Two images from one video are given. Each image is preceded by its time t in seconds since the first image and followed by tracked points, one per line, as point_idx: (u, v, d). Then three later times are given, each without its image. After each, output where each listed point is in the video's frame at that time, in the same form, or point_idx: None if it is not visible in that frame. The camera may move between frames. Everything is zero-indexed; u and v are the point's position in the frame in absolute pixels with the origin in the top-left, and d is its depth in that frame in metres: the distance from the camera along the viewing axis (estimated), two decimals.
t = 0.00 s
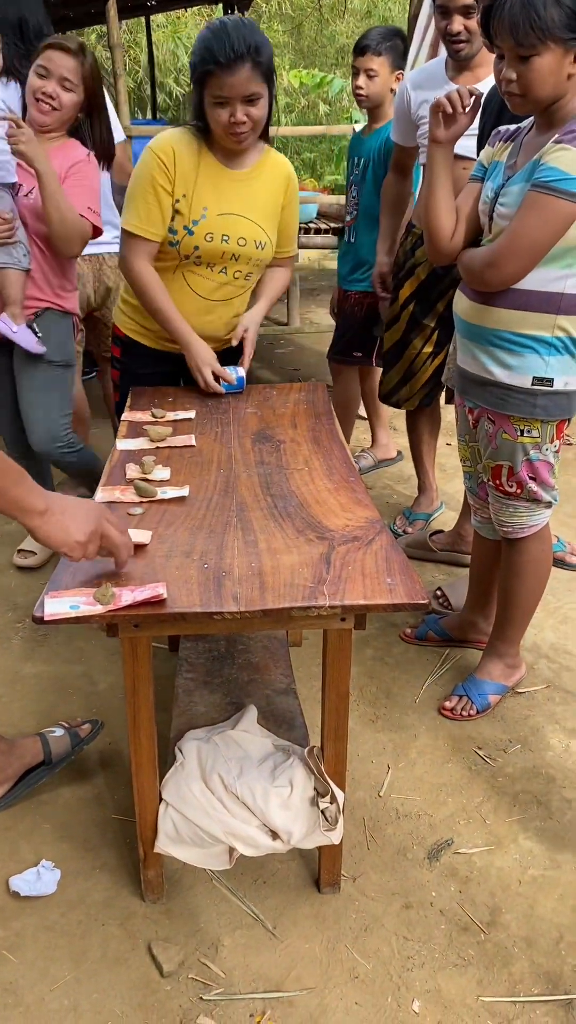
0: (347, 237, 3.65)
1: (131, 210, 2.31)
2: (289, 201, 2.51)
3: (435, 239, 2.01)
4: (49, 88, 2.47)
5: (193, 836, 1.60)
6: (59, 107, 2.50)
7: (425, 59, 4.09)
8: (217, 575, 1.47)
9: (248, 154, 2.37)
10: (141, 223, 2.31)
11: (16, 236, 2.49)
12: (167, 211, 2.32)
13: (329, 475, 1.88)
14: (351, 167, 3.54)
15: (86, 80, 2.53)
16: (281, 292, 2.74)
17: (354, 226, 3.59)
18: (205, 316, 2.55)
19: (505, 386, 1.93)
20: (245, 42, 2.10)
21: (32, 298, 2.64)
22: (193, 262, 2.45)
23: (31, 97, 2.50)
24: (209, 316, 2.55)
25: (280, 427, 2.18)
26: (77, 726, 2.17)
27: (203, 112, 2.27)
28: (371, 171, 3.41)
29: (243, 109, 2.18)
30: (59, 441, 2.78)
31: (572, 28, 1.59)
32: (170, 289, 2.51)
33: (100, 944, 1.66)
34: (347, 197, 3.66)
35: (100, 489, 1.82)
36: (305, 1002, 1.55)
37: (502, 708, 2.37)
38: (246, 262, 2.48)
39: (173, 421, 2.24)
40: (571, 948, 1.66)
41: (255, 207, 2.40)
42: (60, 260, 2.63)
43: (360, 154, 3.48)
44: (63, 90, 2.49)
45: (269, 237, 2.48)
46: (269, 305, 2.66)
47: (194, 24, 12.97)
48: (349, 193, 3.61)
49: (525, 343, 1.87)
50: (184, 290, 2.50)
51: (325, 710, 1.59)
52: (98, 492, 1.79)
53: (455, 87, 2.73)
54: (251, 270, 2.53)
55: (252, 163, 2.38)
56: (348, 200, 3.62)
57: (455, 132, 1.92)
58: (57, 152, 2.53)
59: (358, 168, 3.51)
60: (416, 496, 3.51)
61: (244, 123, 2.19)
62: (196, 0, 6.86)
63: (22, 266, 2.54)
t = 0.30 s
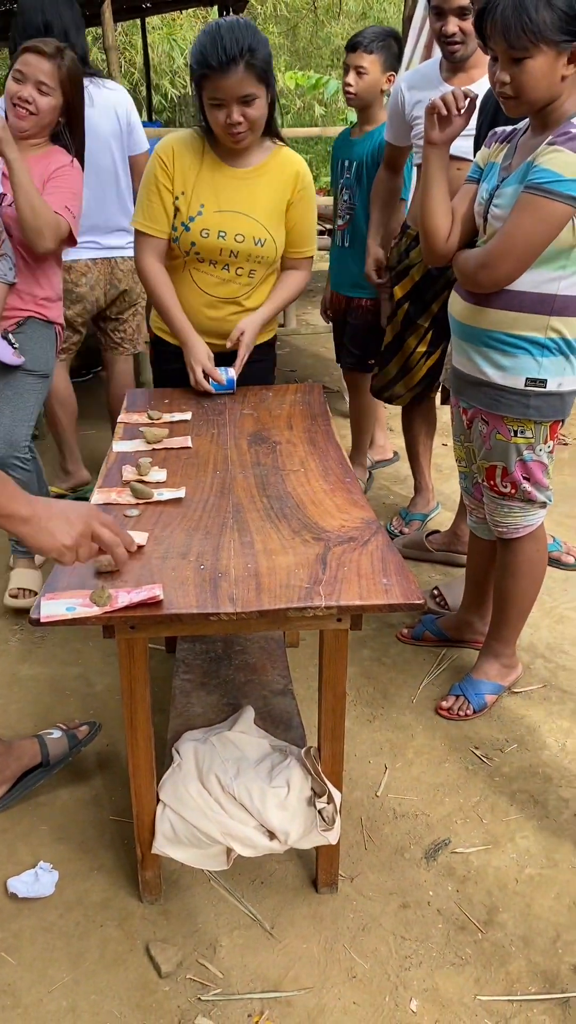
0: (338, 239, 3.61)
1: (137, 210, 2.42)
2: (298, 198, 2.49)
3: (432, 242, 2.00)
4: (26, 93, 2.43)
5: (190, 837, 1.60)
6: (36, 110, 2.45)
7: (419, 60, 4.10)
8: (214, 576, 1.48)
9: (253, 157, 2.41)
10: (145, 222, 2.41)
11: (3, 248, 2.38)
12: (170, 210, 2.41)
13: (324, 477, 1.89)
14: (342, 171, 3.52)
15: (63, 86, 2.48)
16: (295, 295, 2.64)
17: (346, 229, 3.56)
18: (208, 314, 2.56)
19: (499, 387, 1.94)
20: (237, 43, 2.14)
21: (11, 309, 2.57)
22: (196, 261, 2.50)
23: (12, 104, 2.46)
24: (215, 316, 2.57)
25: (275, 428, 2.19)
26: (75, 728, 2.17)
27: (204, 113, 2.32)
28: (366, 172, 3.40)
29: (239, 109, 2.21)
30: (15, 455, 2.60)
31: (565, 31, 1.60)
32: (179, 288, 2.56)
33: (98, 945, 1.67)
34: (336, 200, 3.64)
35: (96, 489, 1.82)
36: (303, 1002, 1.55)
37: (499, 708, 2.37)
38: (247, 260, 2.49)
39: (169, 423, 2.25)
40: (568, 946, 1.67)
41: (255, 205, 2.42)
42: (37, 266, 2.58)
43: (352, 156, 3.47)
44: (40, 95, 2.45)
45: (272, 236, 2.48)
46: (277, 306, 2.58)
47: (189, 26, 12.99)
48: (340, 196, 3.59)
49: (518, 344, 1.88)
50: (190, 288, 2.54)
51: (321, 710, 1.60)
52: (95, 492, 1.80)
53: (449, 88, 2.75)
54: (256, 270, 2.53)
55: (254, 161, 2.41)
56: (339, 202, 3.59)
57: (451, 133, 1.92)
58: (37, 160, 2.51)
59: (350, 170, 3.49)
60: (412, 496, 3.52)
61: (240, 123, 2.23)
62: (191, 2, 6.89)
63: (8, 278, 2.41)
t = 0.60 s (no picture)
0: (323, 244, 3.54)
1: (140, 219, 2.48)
2: (293, 195, 2.48)
3: (427, 245, 2.01)
4: (3, 98, 2.40)
5: (186, 839, 1.60)
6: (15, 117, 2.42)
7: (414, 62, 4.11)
8: (210, 578, 1.48)
9: (246, 158, 2.42)
10: (146, 228, 2.46)
11: None
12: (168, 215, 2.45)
13: (320, 479, 1.89)
14: (332, 177, 3.46)
15: (44, 94, 2.48)
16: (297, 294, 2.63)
17: (339, 237, 3.48)
18: (210, 313, 2.59)
19: (494, 389, 1.95)
20: (213, 51, 2.14)
21: None
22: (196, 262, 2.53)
23: None
24: (218, 315, 2.59)
25: (271, 430, 2.19)
26: (74, 732, 2.17)
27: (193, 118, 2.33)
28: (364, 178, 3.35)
29: (222, 116, 2.22)
30: (5, 477, 2.56)
31: (556, 34, 1.60)
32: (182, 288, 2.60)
33: (96, 948, 1.66)
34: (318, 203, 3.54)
35: (92, 491, 1.83)
36: (301, 1003, 1.56)
37: (495, 708, 2.38)
38: (244, 260, 2.51)
39: (165, 425, 2.25)
40: (565, 946, 1.67)
41: (249, 206, 2.43)
42: (9, 272, 2.43)
43: (344, 163, 3.42)
44: (18, 102, 2.42)
45: (269, 235, 2.48)
46: (282, 306, 2.57)
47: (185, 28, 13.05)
48: (327, 200, 3.50)
49: (513, 345, 1.89)
50: (193, 288, 2.58)
51: (318, 712, 1.60)
52: (91, 495, 1.80)
53: (442, 90, 2.75)
54: (254, 268, 2.54)
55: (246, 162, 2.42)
56: (326, 206, 3.51)
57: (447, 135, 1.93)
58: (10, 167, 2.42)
59: (345, 178, 3.42)
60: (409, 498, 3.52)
61: (225, 128, 2.24)
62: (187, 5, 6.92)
63: None
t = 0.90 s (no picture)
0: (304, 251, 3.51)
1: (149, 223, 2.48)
2: (300, 193, 2.53)
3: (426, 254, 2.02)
4: None
5: (187, 842, 1.60)
6: None
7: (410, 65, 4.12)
8: (209, 580, 1.49)
9: (250, 159, 2.45)
10: (156, 231, 2.47)
11: None
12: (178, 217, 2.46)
13: (319, 481, 1.90)
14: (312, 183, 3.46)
15: (17, 89, 2.32)
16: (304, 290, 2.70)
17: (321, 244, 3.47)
18: (223, 312, 2.61)
19: (491, 391, 1.95)
20: (218, 53, 2.18)
21: None
22: (208, 263, 2.54)
23: None
24: (230, 314, 2.61)
25: (270, 433, 2.20)
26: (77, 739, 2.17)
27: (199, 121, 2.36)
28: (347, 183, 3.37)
29: (228, 116, 2.25)
30: (6, 481, 2.58)
31: (551, 38, 1.61)
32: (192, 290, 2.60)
33: (97, 950, 1.67)
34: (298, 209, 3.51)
35: (92, 494, 1.83)
36: (302, 1005, 1.56)
37: (494, 709, 2.38)
38: (256, 258, 2.53)
39: (164, 428, 2.26)
40: (565, 946, 1.68)
41: (259, 205, 2.46)
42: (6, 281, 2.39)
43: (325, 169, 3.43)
44: None
45: (279, 231, 2.52)
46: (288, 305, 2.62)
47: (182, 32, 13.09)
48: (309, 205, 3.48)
49: (510, 348, 1.90)
50: (204, 288, 2.59)
51: (318, 714, 1.60)
52: (91, 498, 1.80)
53: (439, 93, 2.77)
54: (265, 265, 2.57)
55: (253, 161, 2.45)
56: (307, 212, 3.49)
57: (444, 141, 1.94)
58: None
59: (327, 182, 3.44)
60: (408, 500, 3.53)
61: (230, 129, 2.27)
62: (184, 9, 6.94)
63: None
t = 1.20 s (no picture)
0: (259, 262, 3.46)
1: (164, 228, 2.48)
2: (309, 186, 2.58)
3: (427, 261, 2.01)
4: None
5: (188, 846, 1.60)
6: None
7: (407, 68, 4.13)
8: (210, 583, 1.49)
9: (257, 156, 2.46)
10: (172, 236, 2.48)
11: None
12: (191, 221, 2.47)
13: (318, 483, 1.90)
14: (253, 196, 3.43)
15: None
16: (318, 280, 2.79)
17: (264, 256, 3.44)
18: (245, 310, 2.63)
19: (492, 394, 1.96)
20: (226, 48, 2.21)
21: None
22: (227, 262, 2.55)
23: None
24: (254, 311, 2.63)
25: (269, 436, 2.20)
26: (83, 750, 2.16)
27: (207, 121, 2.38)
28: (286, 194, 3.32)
29: (235, 112, 2.27)
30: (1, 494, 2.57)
31: (549, 41, 1.62)
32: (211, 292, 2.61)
33: (98, 954, 1.66)
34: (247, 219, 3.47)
35: (92, 498, 1.83)
36: (304, 1008, 1.55)
37: (495, 711, 2.38)
38: (275, 252, 2.55)
39: (164, 431, 2.26)
40: (567, 949, 1.67)
41: (273, 199, 2.48)
42: None
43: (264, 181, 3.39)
44: None
45: (294, 224, 2.54)
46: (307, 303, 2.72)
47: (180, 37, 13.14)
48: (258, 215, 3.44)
49: (511, 350, 1.90)
50: (223, 288, 2.60)
51: (319, 717, 1.60)
52: (90, 502, 1.80)
53: (436, 96, 2.78)
54: (284, 258, 2.59)
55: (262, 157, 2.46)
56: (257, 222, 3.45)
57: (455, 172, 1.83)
58: None
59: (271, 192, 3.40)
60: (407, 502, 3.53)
61: (239, 125, 2.29)
62: (181, 12, 6.96)
63: None
